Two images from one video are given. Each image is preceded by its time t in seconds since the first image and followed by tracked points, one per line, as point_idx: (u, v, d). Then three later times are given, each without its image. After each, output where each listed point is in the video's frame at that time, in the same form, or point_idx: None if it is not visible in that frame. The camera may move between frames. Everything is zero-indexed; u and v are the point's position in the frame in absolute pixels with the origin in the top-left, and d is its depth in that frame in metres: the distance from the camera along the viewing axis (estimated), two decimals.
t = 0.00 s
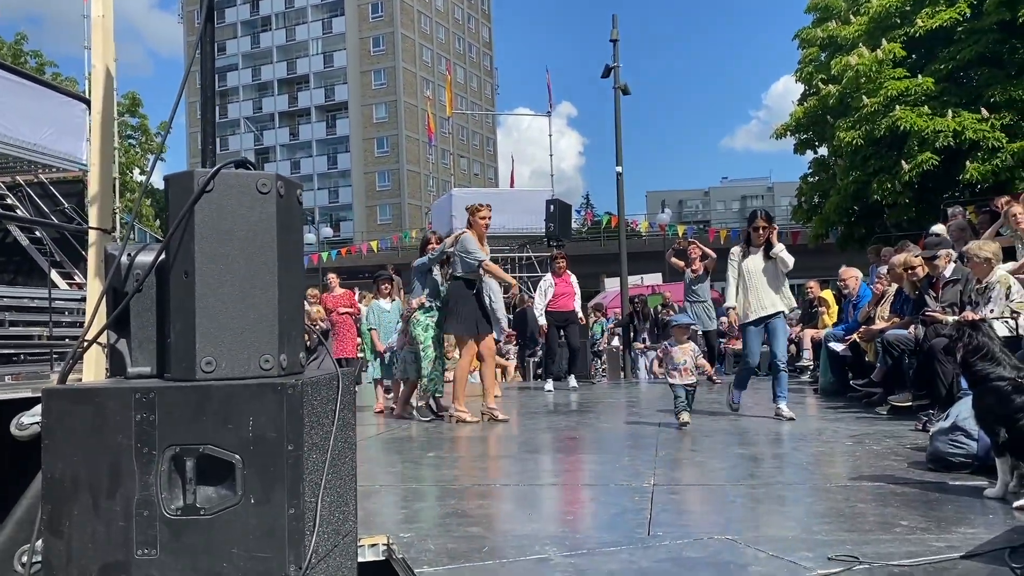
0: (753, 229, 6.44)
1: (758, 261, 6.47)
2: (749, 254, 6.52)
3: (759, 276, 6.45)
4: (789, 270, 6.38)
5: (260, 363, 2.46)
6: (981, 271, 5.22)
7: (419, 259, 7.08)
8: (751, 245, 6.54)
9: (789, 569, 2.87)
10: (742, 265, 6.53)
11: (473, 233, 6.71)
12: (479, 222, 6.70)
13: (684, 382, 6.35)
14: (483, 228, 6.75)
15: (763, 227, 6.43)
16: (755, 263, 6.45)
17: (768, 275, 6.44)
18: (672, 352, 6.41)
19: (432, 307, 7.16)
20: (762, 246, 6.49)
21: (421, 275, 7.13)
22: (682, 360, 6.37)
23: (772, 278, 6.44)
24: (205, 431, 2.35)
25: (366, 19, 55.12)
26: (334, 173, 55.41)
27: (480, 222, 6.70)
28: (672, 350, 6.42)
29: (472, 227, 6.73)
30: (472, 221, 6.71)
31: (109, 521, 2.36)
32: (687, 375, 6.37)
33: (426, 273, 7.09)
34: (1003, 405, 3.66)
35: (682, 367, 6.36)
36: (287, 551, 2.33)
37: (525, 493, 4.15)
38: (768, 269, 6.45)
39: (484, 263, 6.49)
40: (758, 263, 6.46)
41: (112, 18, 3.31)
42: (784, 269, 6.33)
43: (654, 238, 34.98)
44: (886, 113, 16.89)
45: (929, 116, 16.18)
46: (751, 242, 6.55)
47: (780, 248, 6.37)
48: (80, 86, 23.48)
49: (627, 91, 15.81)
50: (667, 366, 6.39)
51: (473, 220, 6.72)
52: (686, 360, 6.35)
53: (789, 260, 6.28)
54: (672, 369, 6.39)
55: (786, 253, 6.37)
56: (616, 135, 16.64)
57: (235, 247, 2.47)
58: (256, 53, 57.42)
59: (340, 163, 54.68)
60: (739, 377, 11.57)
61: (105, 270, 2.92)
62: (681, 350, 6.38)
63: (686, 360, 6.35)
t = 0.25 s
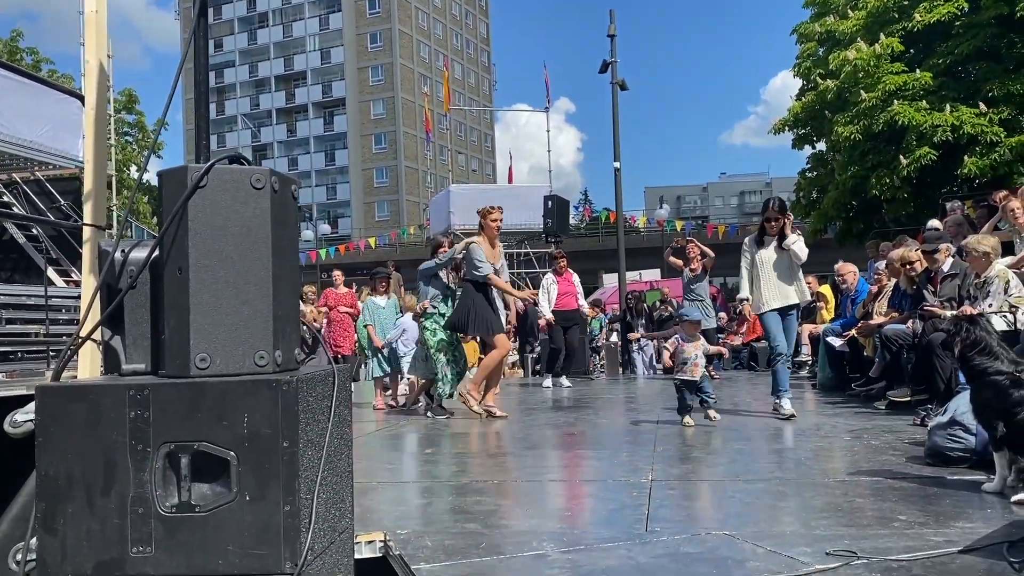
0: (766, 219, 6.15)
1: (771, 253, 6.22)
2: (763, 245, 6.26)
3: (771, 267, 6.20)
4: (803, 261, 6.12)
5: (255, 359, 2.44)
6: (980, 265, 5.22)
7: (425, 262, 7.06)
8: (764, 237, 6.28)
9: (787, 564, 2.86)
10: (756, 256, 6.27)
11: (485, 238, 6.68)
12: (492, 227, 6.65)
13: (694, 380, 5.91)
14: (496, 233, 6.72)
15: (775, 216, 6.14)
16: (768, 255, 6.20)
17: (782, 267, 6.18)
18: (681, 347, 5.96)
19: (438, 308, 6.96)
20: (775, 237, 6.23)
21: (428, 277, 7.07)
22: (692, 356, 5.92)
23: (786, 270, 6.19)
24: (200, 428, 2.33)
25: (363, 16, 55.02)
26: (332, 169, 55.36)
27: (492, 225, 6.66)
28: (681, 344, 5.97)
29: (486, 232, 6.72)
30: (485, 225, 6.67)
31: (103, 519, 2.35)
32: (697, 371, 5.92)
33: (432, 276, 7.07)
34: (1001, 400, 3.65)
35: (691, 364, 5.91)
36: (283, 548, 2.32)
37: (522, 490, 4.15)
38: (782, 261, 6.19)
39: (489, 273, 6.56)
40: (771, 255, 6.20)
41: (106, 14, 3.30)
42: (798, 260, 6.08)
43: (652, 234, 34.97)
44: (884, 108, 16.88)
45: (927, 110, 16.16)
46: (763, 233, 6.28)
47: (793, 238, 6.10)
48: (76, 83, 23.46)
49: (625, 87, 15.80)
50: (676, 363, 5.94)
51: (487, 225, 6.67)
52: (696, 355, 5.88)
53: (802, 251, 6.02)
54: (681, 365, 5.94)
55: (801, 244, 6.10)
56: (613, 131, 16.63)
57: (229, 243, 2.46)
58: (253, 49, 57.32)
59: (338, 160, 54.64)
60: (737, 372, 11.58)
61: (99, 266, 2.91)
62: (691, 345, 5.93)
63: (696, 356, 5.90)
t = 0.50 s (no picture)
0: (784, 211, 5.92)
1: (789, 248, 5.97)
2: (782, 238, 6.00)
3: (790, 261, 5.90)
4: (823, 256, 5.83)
5: (254, 357, 2.44)
6: (981, 262, 5.19)
7: (440, 252, 6.91)
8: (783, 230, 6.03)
9: (789, 562, 2.86)
10: (773, 250, 6.00)
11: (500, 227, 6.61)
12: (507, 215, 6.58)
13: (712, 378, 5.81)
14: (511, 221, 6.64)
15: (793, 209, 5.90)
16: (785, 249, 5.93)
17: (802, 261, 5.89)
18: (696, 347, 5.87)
19: (454, 299, 7.03)
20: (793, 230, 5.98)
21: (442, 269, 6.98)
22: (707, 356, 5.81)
23: (804, 266, 5.89)
24: (199, 425, 2.33)
25: (363, 14, 54.96)
26: (332, 167, 55.35)
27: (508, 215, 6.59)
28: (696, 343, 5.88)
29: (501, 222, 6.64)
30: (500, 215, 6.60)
31: (103, 516, 2.34)
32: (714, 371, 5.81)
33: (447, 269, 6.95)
34: (1003, 397, 3.64)
35: (706, 363, 5.82)
36: (283, 547, 2.32)
37: (523, 487, 4.14)
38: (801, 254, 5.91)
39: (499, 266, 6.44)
40: (790, 249, 5.93)
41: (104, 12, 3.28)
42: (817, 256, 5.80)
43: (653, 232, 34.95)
44: (885, 104, 16.86)
45: (928, 107, 16.13)
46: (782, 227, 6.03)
47: (811, 233, 5.86)
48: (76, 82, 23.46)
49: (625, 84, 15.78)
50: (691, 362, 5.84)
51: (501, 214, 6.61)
52: (712, 355, 5.79)
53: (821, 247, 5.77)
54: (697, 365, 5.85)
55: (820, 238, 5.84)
56: (614, 128, 16.61)
57: (228, 241, 2.45)
58: (254, 48, 57.32)
59: (338, 158, 54.62)
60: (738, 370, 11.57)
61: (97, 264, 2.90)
62: (706, 344, 5.83)
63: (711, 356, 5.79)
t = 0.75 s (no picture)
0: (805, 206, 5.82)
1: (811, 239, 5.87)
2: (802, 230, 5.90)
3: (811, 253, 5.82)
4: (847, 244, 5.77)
5: (256, 360, 2.44)
6: (983, 262, 5.21)
7: (455, 261, 7.00)
8: (803, 221, 5.90)
9: (790, 565, 2.85)
10: (793, 242, 5.90)
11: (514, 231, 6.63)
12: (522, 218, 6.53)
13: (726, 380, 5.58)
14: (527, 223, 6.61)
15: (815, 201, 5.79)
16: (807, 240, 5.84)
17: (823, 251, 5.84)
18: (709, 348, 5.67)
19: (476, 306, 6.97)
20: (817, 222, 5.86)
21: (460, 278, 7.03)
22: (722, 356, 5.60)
23: (826, 257, 5.85)
24: (201, 428, 2.32)
25: (365, 13, 54.96)
26: (334, 166, 55.35)
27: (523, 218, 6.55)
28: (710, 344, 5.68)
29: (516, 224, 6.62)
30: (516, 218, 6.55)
31: (104, 519, 2.34)
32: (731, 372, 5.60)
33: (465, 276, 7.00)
34: (1005, 398, 3.64)
35: (722, 364, 5.60)
36: (285, 550, 2.32)
37: (525, 489, 4.14)
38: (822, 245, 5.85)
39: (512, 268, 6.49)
40: (811, 240, 5.85)
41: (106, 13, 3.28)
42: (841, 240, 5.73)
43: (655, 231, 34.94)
44: (887, 103, 16.84)
45: (930, 106, 16.12)
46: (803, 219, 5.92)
47: (835, 221, 5.77)
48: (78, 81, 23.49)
49: (627, 83, 15.77)
50: (706, 364, 5.63)
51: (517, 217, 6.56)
52: (728, 356, 5.59)
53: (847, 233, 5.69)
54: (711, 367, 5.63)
55: (844, 226, 5.76)
56: (616, 127, 16.61)
57: (230, 243, 2.44)
58: (255, 47, 57.38)
59: (340, 157, 54.64)
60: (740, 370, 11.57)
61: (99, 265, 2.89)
62: (721, 344, 5.64)
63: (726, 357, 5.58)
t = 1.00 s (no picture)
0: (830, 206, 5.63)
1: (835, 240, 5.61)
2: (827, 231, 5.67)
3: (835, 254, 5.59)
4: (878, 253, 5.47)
5: (257, 361, 2.43)
6: (986, 262, 5.20)
7: (471, 248, 6.64)
8: (828, 220, 5.69)
9: (793, 567, 2.85)
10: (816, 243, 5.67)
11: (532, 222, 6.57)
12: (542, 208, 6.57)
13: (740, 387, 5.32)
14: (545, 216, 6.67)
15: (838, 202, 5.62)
16: (833, 241, 5.59)
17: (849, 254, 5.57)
18: (726, 351, 5.38)
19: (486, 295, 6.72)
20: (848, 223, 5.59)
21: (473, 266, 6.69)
22: (738, 360, 5.31)
23: (852, 259, 5.56)
24: (202, 429, 2.32)
25: (367, 12, 54.97)
26: (335, 166, 55.35)
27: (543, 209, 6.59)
28: (726, 348, 5.37)
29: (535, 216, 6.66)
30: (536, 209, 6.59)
31: (106, 520, 2.34)
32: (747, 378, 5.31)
33: (479, 263, 6.67)
34: (1008, 399, 3.63)
35: (739, 369, 5.31)
36: (287, 552, 2.31)
37: (527, 489, 4.14)
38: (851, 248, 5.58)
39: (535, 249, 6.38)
40: (836, 241, 5.59)
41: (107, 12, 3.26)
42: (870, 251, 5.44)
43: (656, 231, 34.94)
44: (889, 103, 16.83)
45: (932, 106, 16.10)
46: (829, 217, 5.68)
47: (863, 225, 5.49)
48: (80, 81, 23.54)
49: (629, 82, 15.79)
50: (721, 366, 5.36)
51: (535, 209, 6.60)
52: (745, 360, 5.28)
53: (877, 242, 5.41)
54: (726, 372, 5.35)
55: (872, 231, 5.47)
56: (618, 127, 16.60)
57: (232, 244, 2.44)
58: (257, 46, 57.44)
59: (341, 157, 54.66)
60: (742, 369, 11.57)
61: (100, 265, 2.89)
62: (739, 347, 5.32)
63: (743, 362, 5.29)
